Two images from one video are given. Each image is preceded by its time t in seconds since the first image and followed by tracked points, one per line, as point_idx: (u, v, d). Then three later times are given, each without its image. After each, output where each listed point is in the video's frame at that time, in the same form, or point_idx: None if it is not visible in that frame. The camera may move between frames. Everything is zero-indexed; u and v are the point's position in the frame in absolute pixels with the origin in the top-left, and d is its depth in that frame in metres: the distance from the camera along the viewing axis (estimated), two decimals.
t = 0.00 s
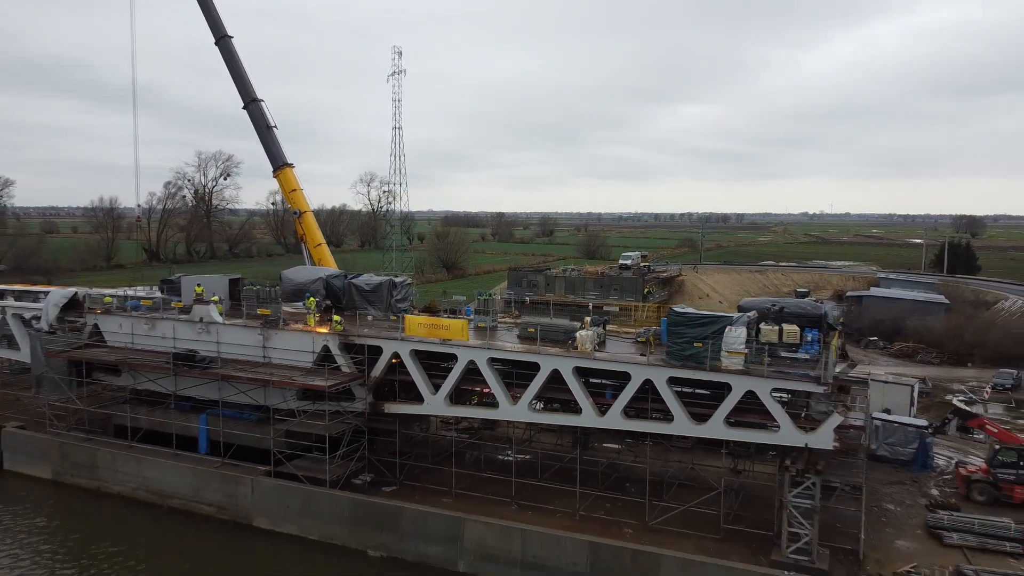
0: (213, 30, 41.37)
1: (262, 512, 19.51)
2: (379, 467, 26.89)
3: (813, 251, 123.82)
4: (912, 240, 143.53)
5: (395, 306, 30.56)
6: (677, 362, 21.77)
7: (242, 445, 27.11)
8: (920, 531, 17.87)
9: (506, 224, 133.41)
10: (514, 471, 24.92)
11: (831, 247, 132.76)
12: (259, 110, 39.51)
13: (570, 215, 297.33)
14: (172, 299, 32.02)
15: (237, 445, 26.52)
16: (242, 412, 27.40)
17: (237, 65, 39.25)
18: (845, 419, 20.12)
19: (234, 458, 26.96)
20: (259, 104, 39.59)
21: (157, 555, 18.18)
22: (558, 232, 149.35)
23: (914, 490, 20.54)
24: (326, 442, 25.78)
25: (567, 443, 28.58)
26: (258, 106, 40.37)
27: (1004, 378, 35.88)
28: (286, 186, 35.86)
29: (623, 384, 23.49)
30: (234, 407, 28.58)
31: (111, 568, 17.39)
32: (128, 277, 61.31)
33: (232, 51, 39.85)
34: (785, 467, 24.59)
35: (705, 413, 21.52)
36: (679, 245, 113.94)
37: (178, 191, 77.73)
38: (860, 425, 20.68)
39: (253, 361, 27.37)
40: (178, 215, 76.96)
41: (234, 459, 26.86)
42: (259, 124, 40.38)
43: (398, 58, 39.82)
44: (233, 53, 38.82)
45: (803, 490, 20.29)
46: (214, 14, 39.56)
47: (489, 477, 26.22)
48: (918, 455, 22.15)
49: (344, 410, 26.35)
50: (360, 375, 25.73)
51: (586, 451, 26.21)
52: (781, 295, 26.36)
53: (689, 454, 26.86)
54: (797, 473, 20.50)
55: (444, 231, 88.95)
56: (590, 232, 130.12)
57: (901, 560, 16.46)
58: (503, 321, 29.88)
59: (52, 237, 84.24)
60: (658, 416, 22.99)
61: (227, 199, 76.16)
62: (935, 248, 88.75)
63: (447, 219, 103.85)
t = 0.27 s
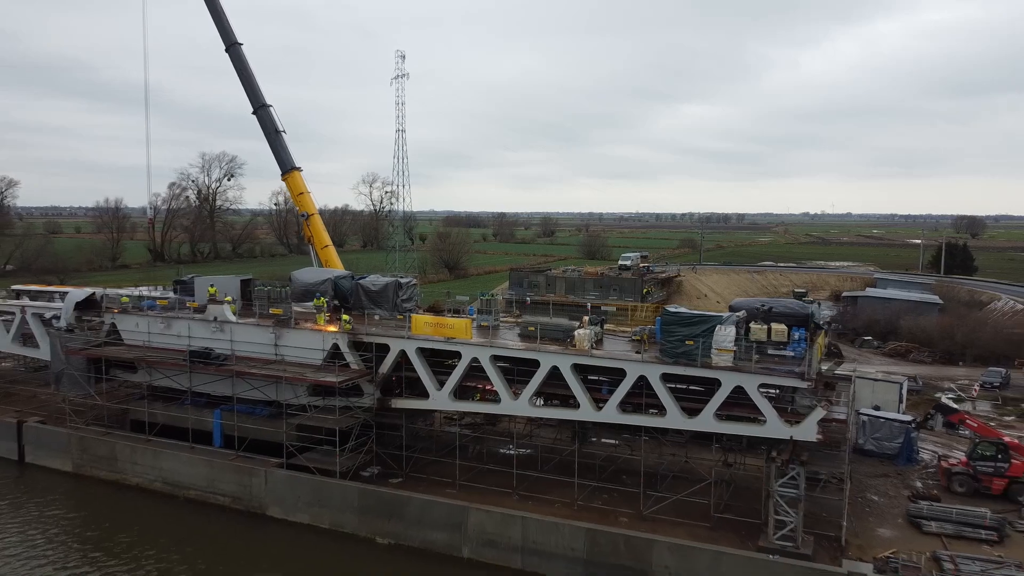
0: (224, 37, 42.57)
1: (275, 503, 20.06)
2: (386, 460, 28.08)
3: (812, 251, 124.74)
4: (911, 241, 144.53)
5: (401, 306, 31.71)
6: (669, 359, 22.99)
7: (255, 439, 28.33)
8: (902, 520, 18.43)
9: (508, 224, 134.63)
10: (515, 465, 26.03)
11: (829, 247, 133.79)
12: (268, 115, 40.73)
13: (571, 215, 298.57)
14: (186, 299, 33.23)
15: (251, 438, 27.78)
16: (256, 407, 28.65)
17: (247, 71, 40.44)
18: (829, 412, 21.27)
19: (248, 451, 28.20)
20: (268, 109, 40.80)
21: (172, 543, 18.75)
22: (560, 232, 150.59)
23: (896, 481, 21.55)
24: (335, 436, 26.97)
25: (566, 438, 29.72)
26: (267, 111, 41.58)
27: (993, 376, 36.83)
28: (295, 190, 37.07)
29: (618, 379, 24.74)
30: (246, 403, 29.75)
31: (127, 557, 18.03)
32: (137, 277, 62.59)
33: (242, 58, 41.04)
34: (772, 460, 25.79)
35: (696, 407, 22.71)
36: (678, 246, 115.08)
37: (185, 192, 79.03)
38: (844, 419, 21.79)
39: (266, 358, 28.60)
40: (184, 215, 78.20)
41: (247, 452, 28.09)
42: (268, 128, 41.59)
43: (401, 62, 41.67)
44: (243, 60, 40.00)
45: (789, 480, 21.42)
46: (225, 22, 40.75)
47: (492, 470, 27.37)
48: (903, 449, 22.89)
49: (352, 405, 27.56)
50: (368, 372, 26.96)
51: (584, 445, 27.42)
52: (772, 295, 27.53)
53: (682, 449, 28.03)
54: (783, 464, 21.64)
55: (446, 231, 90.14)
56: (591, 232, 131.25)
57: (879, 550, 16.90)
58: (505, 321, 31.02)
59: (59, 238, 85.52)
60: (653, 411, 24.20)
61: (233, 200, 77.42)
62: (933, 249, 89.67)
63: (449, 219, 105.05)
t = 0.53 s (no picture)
0: (233, 44, 43.84)
1: (286, 493, 20.61)
2: (392, 453, 29.30)
3: (811, 250, 125.74)
4: (910, 241, 145.41)
5: (406, 306, 32.91)
6: (662, 356, 24.23)
7: (267, 433, 29.57)
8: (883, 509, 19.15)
9: (509, 224, 135.80)
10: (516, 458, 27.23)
11: (828, 247, 134.76)
12: (276, 121, 42.00)
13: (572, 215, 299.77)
14: (200, 299, 34.47)
15: (263, 433, 29.01)
16: (268, 403, 29.88)
17: (256, 78, 41.63)
18: (813, 406, 22.46)
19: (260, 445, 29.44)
20: (276, 115, 42.05)
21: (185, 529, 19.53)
22: (560, 232, 151.79)
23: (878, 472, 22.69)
24: (343, 430, 28.19)
25: (565, 433, 30.91)
26: (275, 116, 42.85)
27: (981, 374, 37.75)
28: (303, 194, 38.32)
29: (615, 376, 25.98)
30: (258, 399, 30.99)
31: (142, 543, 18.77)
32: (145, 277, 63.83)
33: (251, 65, 42.24)
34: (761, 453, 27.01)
35: (688, 402, 23.93)
36: (677, 245, 116.19)
37: (190, 193, 80.27)
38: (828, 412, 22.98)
39: (277, 356, 29.83)
40: (190, 216, 79.47)
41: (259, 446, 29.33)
42: (276, 133, 42.84)
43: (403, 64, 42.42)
44: (252, 67, 41.20)
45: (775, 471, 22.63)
46: (235, 30, 41.94)
47: (494, 463, 28.59)
48: (889, 443, 23.53)
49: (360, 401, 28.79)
50: (375, 369, 28.18)
51: (582, 440, 28.63)
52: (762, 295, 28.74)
53: (676, 443, 29.24)
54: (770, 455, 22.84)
55: (448, 232, 91.34)
56: (591, 232, 132.35)
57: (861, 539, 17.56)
58: (506, 320, 32.23)
59: (65, 238, 86.76)
60: (648, 406, 25.41)
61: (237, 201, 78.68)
62: (930, 249, 90.53)
63: (451, 220, 106.20)
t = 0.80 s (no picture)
0: (242, 51, 45.17)
1: (296, 484, 20.84)
2: (398, 447, 30.53)
3: (810, 250, 126.73)
4: (909, 241, 146.38)
5: (411, 306, 34.16)
6: (656, 354, 25.48)
7: (278, 429, 30.82)
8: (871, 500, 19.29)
9: (510, 225, 137.06)
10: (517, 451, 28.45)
11: (826, 246, 135.90)
12: (284, 126, 43.31)
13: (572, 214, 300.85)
14: (212, 300, 35.78)
15: (274, 428, 30.26)
16: (279, 399, 31.13)
17: (266, 85, 42.94)
18: (800, 402, 23.65)
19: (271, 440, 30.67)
20: (284, 121, 43.36)
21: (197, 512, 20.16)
22: (561, 232, 153.10)
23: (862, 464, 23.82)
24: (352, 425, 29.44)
25: (565, 428, 32.12)
26: (283, 122, 44.15)
27: (970, 371, 38.62)
28: (310, 197, 39.61)
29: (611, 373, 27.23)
30: (269, 396, 32.23)
31: (150, 524, 19.16)
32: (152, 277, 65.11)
33: (260, 72, 43.55)
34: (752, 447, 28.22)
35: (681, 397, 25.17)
36: (677, 245, 117.30)
37: (196, 195, 81.59)
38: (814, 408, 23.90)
39: (288, 354, 31.09)
40: (196, 217, 80.81)
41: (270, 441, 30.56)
42: (285, 138, 44.14)
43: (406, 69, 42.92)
44: (261, 74, 42.50)
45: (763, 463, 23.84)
46: (244, 39, 43.24)
47: (496, 457, 29.82)
48: (876, 438, 23.70)
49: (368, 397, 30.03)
50: (383, 366, 29.44)
51: (581, 434, 29.87)
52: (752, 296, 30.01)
53: (670, 438, 30.47)
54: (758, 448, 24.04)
55: (450, 233, 92.62)
56: (592, 232, 133.55)
57: (845, 526, 17.98)
58: (507, 320, 33.45)
59: (73, 239, 88.24)
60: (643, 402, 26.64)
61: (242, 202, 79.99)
62: (927, 249, 91.46)
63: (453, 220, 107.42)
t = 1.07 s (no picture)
0: (251, 58, 46.44)
1: (309, 478, 21.90)
2: (404, 443, 31.79)
3: (809, 249, 127.43)
4: (908, 240, 147.11)
5: (416, 307, 35.37)
6: (651, 353, 26.74)
7: (289, 425, 32.12)
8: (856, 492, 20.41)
9: (512, 224, 138.18)
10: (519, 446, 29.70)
11: (826, 246, 136.43)
12: (292, 131, 44.54)
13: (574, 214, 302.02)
14: (224, 301, 37.06)
15: (286, 424, 31.55)
16: (290, 396, 32.43)
17: (274, 91, 44.15)
18: (788, 398, 24.86)
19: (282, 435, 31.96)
20: (292, 126, 44.59)
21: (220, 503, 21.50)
22: (562, 232, 154.25)
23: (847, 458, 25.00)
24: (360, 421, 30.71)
25: (564, 425, 33.33)
26: (291, 127, 45.41)
27: (960, 370, 39.59)
28: (317, 201, 40.84)
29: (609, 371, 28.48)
30: (280, 393, 33.52)
31: (173, 514, 20.36)
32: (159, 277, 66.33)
33: (269, 79, 44.79)
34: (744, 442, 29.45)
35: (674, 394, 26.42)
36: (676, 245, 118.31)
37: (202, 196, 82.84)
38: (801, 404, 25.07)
39: (299, 353, 32.36)
40: (201, 218, 82.05)
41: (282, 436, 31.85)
42: (292, 143, 45.39)
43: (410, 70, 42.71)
44: (270, 80, 43.73)
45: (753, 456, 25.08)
46: (253, 46, 44.44)
47: (498, 452, 31.08)
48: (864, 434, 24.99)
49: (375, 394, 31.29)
50: (389, 364, 30.70)
51: (580, 430, 31.10)
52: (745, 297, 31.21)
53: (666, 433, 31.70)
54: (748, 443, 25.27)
55: (452, 233, 93.71)
56: (592, 232, 134.56)
57: (831, 515, 19.07)
58: (509, 320, 34.65)
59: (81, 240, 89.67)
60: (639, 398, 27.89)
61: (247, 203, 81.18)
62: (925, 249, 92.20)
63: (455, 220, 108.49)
